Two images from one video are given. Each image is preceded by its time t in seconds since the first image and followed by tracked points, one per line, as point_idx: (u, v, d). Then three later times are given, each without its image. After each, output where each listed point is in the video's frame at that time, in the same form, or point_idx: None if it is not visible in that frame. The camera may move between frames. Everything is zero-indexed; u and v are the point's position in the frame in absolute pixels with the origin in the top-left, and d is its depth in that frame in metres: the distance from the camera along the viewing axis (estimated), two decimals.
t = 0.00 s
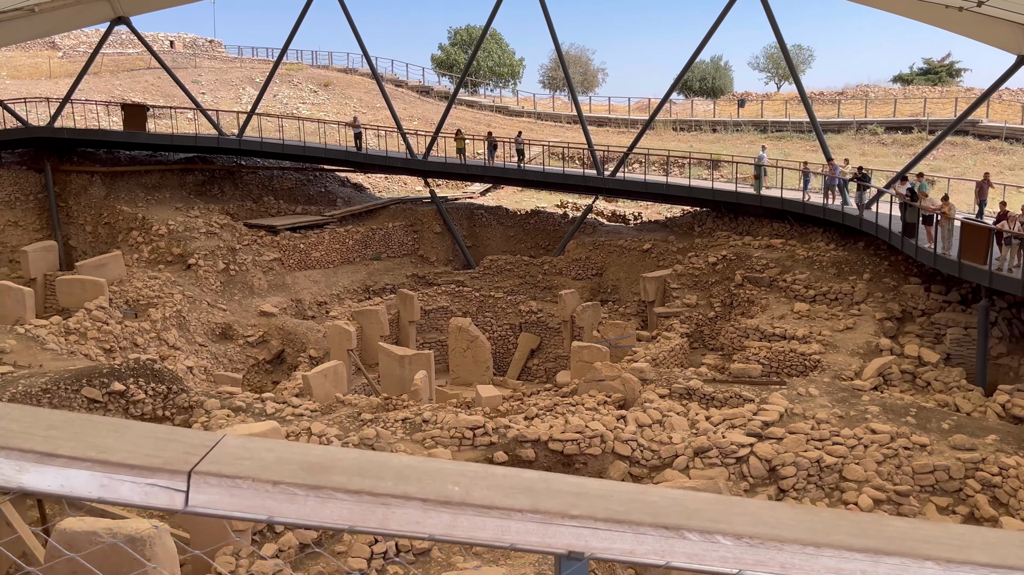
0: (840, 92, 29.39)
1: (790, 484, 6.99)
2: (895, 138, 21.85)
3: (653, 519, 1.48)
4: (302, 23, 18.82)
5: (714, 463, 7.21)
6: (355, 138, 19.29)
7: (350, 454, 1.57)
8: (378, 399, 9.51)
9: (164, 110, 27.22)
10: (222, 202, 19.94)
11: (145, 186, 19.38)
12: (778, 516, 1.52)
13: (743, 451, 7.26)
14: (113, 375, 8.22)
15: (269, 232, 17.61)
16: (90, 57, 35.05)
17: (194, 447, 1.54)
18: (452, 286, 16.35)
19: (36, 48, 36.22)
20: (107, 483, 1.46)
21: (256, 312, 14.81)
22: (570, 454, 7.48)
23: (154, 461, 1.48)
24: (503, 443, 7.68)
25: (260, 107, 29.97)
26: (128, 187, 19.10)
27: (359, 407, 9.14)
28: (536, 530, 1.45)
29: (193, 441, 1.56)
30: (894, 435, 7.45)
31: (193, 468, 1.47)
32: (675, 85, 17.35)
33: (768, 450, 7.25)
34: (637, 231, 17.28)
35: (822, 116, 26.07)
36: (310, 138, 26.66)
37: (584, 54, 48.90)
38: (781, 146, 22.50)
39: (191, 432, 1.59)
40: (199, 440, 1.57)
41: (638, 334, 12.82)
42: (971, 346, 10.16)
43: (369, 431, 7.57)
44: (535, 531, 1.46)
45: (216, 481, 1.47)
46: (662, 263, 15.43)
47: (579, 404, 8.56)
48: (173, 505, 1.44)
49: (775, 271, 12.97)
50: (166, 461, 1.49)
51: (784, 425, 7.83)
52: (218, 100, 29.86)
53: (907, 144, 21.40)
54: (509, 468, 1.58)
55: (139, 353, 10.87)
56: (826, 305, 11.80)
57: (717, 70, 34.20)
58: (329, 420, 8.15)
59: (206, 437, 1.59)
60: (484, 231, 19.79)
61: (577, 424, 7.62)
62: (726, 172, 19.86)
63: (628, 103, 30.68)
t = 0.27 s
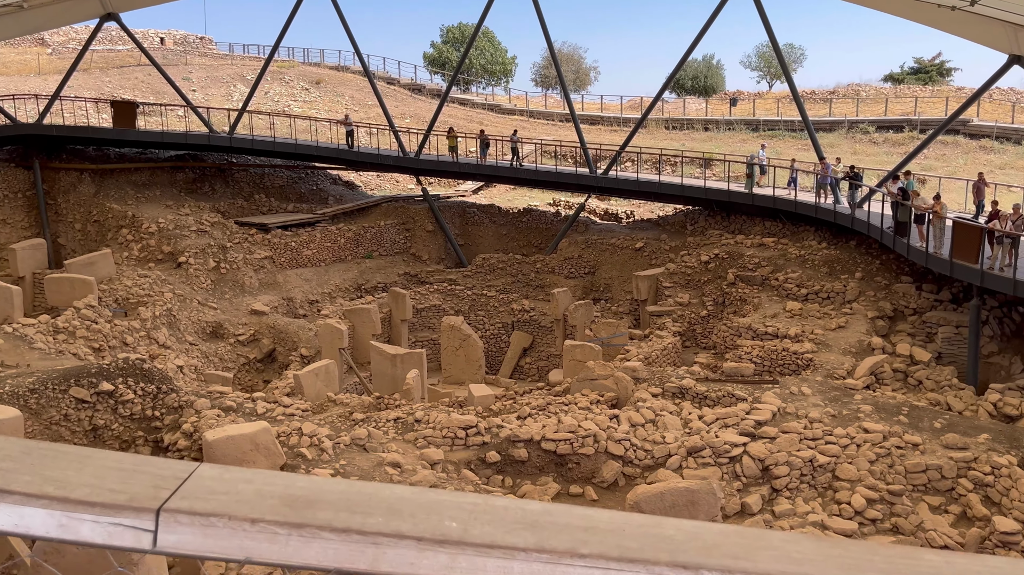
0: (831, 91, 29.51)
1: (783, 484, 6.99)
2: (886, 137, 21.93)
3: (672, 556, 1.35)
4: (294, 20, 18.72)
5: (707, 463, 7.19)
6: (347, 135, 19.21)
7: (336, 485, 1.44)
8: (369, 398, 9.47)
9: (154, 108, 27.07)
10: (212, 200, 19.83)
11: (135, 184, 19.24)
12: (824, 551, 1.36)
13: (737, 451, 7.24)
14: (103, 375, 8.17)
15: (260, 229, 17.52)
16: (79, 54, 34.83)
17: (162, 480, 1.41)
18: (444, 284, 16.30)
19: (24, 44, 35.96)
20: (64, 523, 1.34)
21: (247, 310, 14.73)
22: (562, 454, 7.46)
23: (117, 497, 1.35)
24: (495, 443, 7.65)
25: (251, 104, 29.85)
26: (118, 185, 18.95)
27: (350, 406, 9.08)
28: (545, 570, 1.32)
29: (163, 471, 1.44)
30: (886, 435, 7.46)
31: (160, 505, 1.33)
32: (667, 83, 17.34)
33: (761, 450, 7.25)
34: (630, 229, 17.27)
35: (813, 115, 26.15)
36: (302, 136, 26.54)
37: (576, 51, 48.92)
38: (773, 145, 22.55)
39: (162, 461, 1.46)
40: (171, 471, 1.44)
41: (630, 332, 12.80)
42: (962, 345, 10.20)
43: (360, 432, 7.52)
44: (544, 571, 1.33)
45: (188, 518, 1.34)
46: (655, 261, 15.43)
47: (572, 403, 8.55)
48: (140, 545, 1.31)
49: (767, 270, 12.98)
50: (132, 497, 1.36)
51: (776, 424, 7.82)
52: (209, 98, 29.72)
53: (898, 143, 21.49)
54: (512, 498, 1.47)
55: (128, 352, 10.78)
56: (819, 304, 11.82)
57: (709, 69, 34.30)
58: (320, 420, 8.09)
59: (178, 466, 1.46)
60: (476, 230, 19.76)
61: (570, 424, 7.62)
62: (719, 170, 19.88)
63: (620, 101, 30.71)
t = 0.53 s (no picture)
0: (810, 86, 29.69)
1: (765, 479, 6.99)
2: (864, 132, 22.09)
3: None
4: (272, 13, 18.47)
5: (690, 458, 7.19)
6: (326, 130, 19.01)
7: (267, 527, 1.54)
8: (350, 395, 9.37)
9: (128, 101, 26.64)
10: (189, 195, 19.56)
11: (109, 179, 18.93)
12: None
13: (719, 446, 7.24)
14: (76, 374, 8.00)
15: (239, 225, 17.31)
16: (52, 47, 34.22)
17: (102, 524, 1.53)
18: (425, 280, 16.19)
19: None
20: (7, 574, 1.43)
21: (225, 307, 14.54)
22: (545, 451, 7.42)
23: (53, 548, 1.46)
24: (478, 440, 7.59)
25: (229, 98, 29.50)
26: (92, 180, 18.64)
27: (330, 404, 8.98)
28: None
29: (103, 514, 1.56)
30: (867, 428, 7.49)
31: (96, 555, 1.43)
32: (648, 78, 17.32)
33: (744, 445, 7.24)
34: (611, 224, 17.25)
35: (793, 110, 26.29)
36: (280, 130, 26.26)
37: (556, 45, 48.89)
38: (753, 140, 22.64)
39: (104, 504, 1.60)
40: (114, 513, 1.57)
41: (612, 327, 12.78)
42: (941, 339, 10.28)
43: (341, 430, 7.42)
44: None
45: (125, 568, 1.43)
46: (637, 256, 15.42)
47: (555, 399, 8.51)
48: None
49: (748, 264, 13.02)
50: (67, 548, 1.47)
51: (758, 419, 7.83)
52: (185, 92, 29.31)
53: (877, 138, 21.65)
54: (509, 536, 1.53)
55: (103, 350, 10.58)
56: (799, 298, 11.87)
57: (689, 63, 34.37)
58: (299, 418, 7.98)
59: (121, 509, 1.59)
60: (457, 225, 19.66)
61: (553, 421, 7.58)
62: (699, 165, 19.92)
63: (601, 96, 30.70)
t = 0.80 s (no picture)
0: (780, 75, 29.85)
1: (739, 467, 6.99)
2: (834, 120, 22.26)
3: None
4: None
5: (664, 447, 7.17)
6: (294, 119, 18.68)
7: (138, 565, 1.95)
8: (321, 389, 9.22)
9: (89, 90, 25.95)
10: (154, 186, 19.14)
11: (71, 169, 18.44)
12: None
13: (693, 435, 7.22)
14: (35, 371, 7.75)
15: (205, 216, 16.98)
16: (10, 34, 33.26)
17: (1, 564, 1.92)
18: (396, 271, 16.07)
19: None
20: None
21: (192, 300, 14.26)
22: (519, 442, 7.36)
23: None
24: (451, 432, 7.49)
25: (194, 86, 28.91)
26: (53, 171, 18.16)
27: (301, 397, 8.85)
28: None
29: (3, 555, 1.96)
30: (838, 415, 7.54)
31: None
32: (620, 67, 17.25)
33: (717, 433, 7.24)
34: (584, 213, 17.19)
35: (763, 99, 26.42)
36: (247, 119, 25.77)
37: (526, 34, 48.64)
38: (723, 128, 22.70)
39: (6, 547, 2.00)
40: (13, 555, 1.96)
41: (585, 317, 12.74)
42: (909, 326, 10.39)
43: (310, 424, 7.27)
44: None
45: None
46: (609, 246, 15.37)
47: (529, 390, 8.44)
48: None
49: (720, 253, 13.05)
50: None
51: (732, 407, 7.83)
52: (148, 80, 28.64)
53: (846, 127, 21.83)
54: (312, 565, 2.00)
55: (64, 345, 10.29)
56: (770, 286, 11.92)
57: (660, 52, 34.38)
58: (268, 411, 7.82)
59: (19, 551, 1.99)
60: (429, 215, 19.48)
61: (527, 412, 7.52)
62: (671, 153, 19.93)
63: (572, 84, 30.59)
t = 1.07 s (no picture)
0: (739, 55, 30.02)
1: (702, 445, 7.03)
2: (793, 100, 22.46)
3: None
4: None
5: (628, 427, 7.18)
6: (250, 100, 18.25)
7: None
8: (281, 374, 9.05)
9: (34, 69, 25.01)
10: (106, 168, 18.57)
11: (17, 152, 17.80)
12: None
13: (656, 414, 7.24)
14: None
15: (160, 200, 16.54)
16: None
17: None
18: (358, 254, 15.86)
19: None
20: None
21: (148, 285, 13.89)
22: (483, 424, 7.31)
23: None
24: (414, 416, 7.40)
25: (145, 66, 28.07)
26: None
27: (261, 382, 8.68)
28: None
29: None
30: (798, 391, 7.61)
31: None
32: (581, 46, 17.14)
33: (680, 412, 7.27)
34: (546, 194, 17.12)
35: (723, 79, 26.55)
36: (202, 100, 25.11)
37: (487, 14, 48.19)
38: (685, 108, 22.76)
39: None
40: None
41: (549, 299, 12.71)
42: (866, 303, 10.55)
43: (270, 410, 7.11)
44: None
45: None
46: (572, 226, 15.32)
47: (492, 372, 8.38)
48: None
49: (682, 233, 13.10)
50: None
51: (694, 386, 7.86)
52: (97, 60, 27.70)
53: (805, 106, 22.04)
54: None
55: (13, 334, 9.94)
56: (732, 265, 12.01)
57: (621, 32, 34.31)
58: (226, 398, 7.64)
59: None
60: (390, 197, 19.23)
61: (491, 393, 7.46)
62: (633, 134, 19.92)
63: (534, 64, 30.38)
